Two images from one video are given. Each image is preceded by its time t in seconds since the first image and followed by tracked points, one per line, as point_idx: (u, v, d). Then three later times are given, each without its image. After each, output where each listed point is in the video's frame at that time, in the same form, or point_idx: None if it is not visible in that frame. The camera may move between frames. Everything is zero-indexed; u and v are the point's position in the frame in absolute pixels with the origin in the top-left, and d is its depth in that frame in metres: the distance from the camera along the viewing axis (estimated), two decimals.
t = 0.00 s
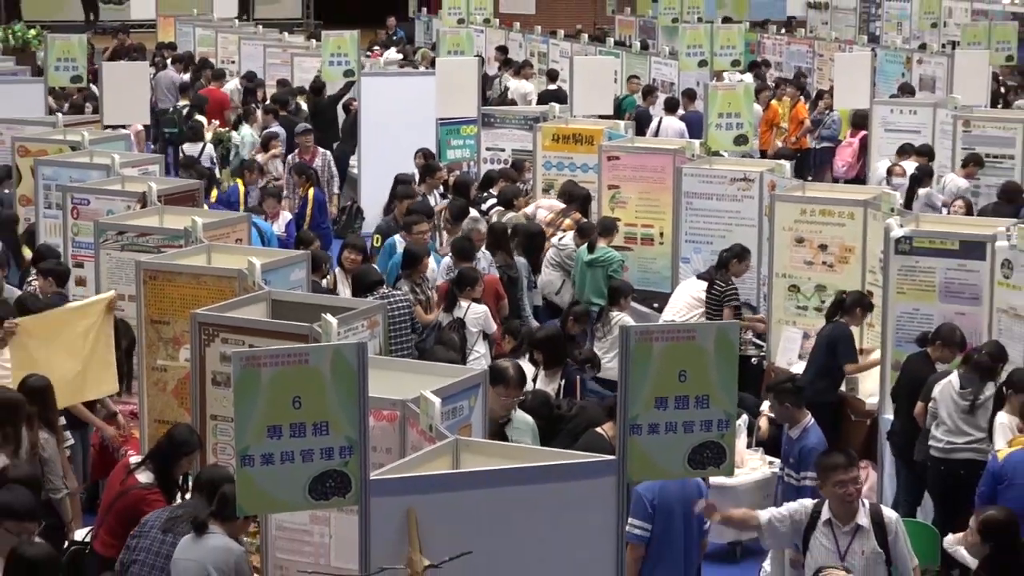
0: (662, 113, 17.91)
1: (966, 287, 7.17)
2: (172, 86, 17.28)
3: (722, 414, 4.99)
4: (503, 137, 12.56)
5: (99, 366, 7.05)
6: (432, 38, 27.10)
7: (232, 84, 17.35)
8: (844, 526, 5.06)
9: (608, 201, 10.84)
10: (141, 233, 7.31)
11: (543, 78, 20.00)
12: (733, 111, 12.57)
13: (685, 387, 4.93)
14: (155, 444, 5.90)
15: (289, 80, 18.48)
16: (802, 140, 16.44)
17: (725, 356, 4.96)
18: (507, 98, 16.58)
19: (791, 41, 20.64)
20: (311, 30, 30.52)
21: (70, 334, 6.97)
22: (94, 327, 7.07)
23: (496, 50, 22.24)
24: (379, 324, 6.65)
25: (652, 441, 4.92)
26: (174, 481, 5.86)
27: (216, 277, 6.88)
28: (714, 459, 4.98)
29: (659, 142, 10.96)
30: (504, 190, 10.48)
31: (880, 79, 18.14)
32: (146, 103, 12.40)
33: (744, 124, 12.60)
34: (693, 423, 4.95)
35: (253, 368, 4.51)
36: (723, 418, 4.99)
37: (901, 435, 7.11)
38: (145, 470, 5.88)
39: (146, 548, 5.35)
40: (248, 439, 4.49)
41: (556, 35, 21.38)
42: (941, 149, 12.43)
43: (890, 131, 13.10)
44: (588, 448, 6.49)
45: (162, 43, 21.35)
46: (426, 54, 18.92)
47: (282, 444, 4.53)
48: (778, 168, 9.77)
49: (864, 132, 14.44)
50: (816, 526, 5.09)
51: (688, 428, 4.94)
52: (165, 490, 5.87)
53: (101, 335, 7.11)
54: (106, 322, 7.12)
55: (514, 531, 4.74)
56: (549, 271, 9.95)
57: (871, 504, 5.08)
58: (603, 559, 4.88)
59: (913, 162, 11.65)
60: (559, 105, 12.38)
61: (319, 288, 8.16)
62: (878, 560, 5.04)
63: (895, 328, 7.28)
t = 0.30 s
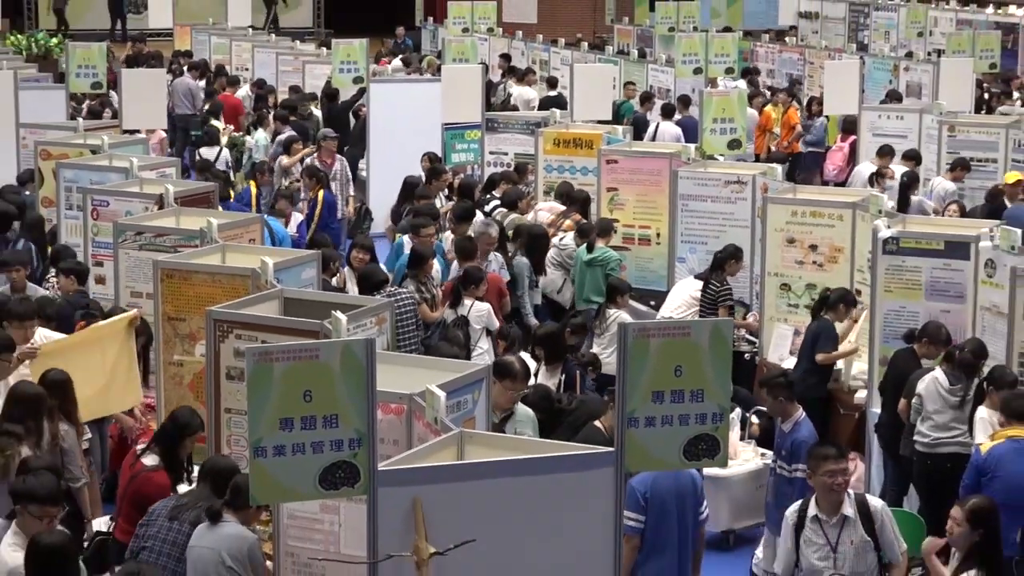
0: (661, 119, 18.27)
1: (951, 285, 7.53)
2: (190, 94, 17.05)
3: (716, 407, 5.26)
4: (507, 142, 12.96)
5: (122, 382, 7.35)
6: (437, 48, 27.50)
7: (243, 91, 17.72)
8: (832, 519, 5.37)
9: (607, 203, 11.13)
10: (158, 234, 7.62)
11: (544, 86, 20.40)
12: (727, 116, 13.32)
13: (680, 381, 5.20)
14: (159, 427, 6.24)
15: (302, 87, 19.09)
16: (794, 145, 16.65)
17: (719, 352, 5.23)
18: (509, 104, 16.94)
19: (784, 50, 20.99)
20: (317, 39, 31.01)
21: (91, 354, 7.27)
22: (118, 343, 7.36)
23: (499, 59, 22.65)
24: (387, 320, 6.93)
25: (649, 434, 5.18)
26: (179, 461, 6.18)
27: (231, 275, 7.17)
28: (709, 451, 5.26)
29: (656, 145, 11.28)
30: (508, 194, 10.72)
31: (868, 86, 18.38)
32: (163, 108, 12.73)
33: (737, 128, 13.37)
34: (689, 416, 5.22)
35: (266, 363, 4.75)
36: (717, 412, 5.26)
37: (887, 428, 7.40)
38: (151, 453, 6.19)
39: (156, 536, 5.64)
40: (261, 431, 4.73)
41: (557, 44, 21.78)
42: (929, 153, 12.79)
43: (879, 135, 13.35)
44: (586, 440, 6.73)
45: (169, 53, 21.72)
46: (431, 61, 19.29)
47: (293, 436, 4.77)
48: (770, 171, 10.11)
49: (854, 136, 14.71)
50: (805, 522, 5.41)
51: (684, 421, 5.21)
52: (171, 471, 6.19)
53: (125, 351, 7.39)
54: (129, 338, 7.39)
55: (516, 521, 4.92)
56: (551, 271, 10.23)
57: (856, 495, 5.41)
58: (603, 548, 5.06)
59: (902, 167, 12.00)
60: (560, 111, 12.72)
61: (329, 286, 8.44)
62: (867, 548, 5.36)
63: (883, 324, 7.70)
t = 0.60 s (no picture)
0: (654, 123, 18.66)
1: (931, 283, 7.96)
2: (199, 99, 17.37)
3: (705, 400, 5.57)
4: (505, 146, 13.25)
5: (135, 386, 7.54)
6: (438, 53, 27.91)
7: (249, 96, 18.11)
8: (823, 511, 5.79)
9: (601, 205, 11.44)
10: (170, 233, 7.94)
11: (539, 91, 20.74)
12: (716, 121, 13.82)
13: (672, 375, 5.51)
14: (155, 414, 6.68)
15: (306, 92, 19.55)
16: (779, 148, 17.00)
17: (708, 347, 5.54)
18: (506, 109, 17.31)
19: (771, 56, 21.73)
20: (320, 44, 31.42)
21: (105, 360, 7.51)
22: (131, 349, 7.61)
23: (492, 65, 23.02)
24: (388, 317, 7.23)
25: (642, 425, 5.49)
26: (172, 444, 6.62)
27: (241, 274, 7.48)
28: (698, 442, 5.58)
29: (649, 148, 11.63)
30: (506, 194, 10.97)
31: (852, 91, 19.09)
32: (175, 113, 13.06)
33: (726, 132, 13.88)
34: (678, 409, 5.54)
35: (273, 359, 4.97)
36: (706, 404, 5.58)
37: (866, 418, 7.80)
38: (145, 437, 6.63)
39: (163, 523, 5.97)
40: (269, 424, 4.97)
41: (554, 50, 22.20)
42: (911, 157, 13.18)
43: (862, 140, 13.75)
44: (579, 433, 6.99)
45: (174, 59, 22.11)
46: (431, 66, 19.66)
47: (299, 429, 5.00)
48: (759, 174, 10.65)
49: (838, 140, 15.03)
50: (798, 514, 5.83)
51: (675, 413, 5.53)
52: (165, 454, 6.62)
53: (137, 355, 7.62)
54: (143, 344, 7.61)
55: (513, 511, 5.14)
56: (548, 269, 10.54)
57: (844, 488, 5.81)
58: (599, 539, 5.31)
59: (886, 169, 12.39)
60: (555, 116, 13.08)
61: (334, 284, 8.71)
62: (857, 540, 5.79)
63: (866, 322, 8.12)
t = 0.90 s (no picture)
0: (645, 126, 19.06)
1: (912, 281, 8.40)
2: (208, 104, 17.75)
3: (695, 394, 5.80)
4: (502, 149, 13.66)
5: (149, 374, 7.89)
6: (437, 60, 28.35)
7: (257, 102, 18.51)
8: (827, 502, 6.31)
9: (595, 205, 11.83)
10: (180, 233, 8.26)
11: (535, 97, 20.98)
12: (705, 125, 14.43)
13: (662, 369, 5.73)
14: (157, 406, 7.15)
15: (312, 98, 20.04)
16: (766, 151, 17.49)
17: (697, 342, 5.77)
18: (503, 113, 17.70)
19: (757, 63, 22.80)
20: (320, 50, 31.79)
21: (116, 355, 7.84)
22: (141, 342, 7.92)
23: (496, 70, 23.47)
24: (390, 314, 7.53)
25: (634, 417, 5.71)
26: (173, 434, 7.09)
27: (249, 272, 7.78)
28: (688, 433, 5.80)
29: (641, 151, 11.98)
30: (503, 195, 11.25)
31: (837, 97, 19.69)
32: (184, 118, 13.40)
33: (715, 136, 14.48)
34: (670, 402, 5.75)
35: (279, 353, 5.16)
36: (696, 397, 5.80)
37: (847, 409, 8.27)
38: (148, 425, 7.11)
39: (170, 513, 6.29)
40: (276, 416, 5.15)
41: (548, 57, 22.57)
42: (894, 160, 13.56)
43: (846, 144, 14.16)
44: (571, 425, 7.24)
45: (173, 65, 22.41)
46: (430, 71, 20.03)
47: (305, 421, 5.18)
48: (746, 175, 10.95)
49: (822, 143, 15.24)
50: (802, 502, 6.35)
51: (665, 406, 5.74)
52: (165, 442, 7.10)
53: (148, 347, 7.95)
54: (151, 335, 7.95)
55: (516, 502, 5.43)
56: (543, 268, 10.83)
57: (849, 482, 6.35)
58: (594, 531, 5.60)
59: (868, 171, 12.78)
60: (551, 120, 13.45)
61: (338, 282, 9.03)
62: (857, 530, 6.33)
63: (850, 318, 8.59)
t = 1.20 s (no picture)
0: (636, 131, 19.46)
1: (894, 279, 8.75)
2: (217, 107, 18.44)
3: (686, 388, 6.11)
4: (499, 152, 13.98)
5: (157, 367, 8.20)
6: (435, 68, 28.78)
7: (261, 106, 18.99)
8: (832, 494, 6.63)
9: (589, 207, 12.16)
10: (190, 234, 8.58)
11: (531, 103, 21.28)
12: (695, 130, 14.60)
13: (654, 364, 6.05)
14: (163, 400, 7.52)
15: (316, 104, 20.43)
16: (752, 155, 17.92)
17: (687, 338, 6.09)
18: (499, 118, 18.08)
19: (745, 69, 23.28)
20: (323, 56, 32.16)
21: (125, 350, 8.15)
22: (151, 336, 8.22)
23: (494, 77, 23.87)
24: (391, 311, 7.85)
25: (627, 410, 6.02)
26: (179, 426, 7.45)
27: (256, 271, 8.07)
28: (679, 426, 6.12)
29: (634, 154, 12.33)
30: (500, 196, 11.55)
31: (821, 102, 20.13)
32: (192, 122, 13.72)
33: (705, 139, 14.66)
34: (661, 396, 6.07)
35: (285, 349, 5.42)
36: (686, 391, 6.11)
37: (833, 404, 8.62)
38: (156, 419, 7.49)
39: (178, 503, 6.62)
40: (282, 410, 5.41)
41: (544, 64, 22.95)
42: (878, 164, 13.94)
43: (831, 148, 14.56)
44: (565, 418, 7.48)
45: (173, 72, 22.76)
46: (429, 78, 20.41)
47: (309, 414, 5.44)
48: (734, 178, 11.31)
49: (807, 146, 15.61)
50: (808, 494, 6.66)
51: (657, 400, 6.06)
52: (171, 434, 7.46)
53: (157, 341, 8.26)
54: (158, 330, 8.26)
55: (522, 492, 5.62)
56: (539, 268, 11.12)
57: (853, 476, 6.68)
58: (583, 522, 5.75)
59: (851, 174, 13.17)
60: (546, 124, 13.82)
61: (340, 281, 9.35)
62: (860, 521, 6.65)
63: (835, 315, 8.94)
